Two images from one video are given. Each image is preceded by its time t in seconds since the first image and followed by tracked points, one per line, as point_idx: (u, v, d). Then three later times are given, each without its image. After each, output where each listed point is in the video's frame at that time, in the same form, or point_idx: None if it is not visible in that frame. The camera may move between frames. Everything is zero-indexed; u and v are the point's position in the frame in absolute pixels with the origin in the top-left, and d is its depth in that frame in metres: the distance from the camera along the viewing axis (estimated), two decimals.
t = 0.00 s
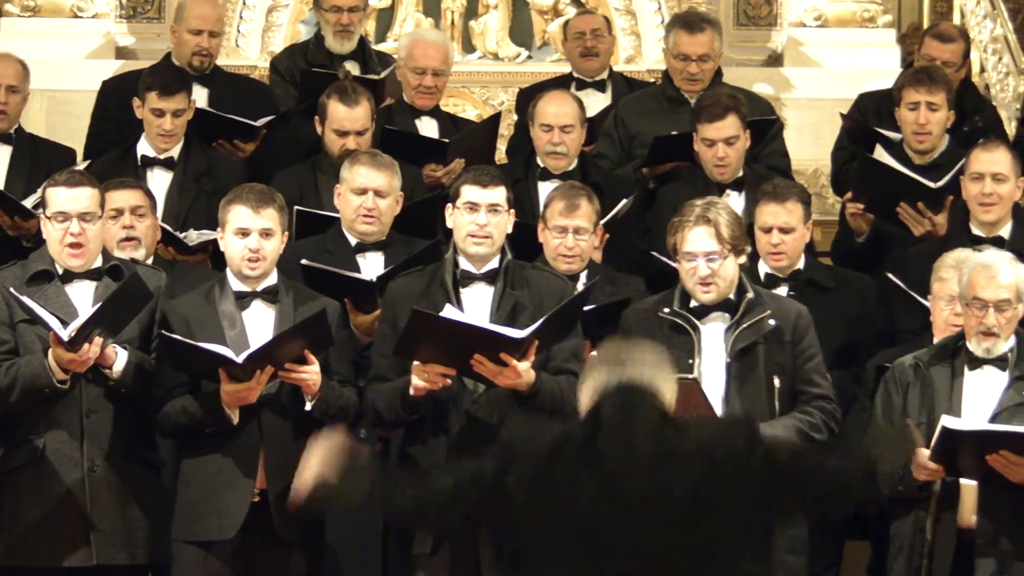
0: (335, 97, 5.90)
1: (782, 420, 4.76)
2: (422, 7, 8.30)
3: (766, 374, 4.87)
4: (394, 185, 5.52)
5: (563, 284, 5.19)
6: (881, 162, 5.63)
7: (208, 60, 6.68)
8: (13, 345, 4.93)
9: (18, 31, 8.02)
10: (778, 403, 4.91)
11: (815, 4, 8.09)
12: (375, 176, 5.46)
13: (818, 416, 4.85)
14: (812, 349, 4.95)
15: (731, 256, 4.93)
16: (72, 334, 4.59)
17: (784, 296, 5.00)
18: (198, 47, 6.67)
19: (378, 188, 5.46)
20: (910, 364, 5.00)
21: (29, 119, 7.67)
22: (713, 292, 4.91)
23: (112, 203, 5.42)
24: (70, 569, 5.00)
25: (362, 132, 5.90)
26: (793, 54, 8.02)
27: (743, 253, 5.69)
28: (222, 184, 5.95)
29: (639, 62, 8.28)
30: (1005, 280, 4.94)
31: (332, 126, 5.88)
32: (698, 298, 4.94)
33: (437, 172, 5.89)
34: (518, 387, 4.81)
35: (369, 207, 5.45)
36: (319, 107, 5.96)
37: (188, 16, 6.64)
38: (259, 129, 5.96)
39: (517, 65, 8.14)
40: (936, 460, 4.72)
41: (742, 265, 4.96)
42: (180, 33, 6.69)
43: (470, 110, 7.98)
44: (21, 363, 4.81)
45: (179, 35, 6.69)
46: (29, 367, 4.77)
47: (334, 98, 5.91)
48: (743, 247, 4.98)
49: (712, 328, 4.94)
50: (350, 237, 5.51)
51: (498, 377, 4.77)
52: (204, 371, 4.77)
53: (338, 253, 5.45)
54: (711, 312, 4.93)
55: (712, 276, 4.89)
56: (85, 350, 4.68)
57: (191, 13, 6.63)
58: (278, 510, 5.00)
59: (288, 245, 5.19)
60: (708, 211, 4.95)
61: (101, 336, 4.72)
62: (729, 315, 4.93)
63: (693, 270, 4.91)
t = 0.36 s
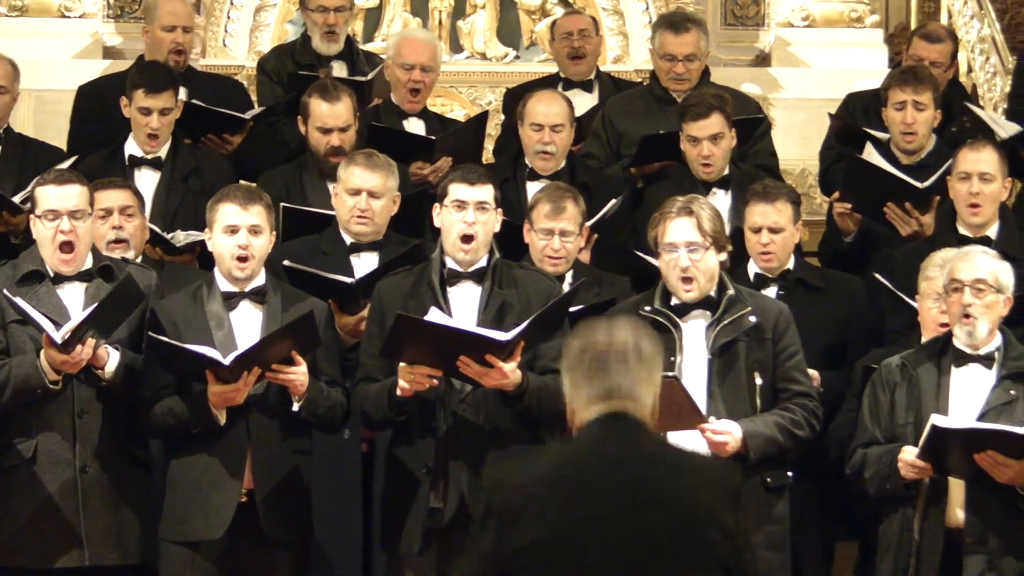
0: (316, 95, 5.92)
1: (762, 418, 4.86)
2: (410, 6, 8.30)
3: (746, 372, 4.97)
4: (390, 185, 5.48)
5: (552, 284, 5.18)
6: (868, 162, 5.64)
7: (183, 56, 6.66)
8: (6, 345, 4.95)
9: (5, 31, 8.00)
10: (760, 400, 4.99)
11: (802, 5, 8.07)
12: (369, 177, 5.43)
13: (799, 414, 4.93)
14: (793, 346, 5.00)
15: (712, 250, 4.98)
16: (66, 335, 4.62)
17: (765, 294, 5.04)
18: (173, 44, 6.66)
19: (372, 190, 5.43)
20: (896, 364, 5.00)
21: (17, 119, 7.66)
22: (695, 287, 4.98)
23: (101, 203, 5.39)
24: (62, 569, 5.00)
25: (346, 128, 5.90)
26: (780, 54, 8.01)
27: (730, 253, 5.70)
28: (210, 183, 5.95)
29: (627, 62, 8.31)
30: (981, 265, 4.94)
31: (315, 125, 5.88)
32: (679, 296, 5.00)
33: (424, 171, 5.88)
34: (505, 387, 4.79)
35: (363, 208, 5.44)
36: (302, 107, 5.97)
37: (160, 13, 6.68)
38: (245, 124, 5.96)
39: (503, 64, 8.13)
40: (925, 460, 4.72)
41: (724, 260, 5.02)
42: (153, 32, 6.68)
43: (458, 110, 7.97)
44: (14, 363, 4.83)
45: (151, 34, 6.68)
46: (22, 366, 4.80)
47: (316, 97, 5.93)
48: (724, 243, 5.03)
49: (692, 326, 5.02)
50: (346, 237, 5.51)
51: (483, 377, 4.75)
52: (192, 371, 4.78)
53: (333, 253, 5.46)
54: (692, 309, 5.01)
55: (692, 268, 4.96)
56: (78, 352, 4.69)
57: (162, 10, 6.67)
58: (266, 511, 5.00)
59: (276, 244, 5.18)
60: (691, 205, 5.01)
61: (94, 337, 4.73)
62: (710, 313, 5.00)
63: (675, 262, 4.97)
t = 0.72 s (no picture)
0: (298, 99, 5.92)
1: (748, 415, 4.86)
2: (399, 7, 8.30)
3: (731, 370, 4.97)
4: (383, 186, 5.49)
5: (541, 284, 5.18)
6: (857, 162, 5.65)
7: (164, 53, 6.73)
8: None
9: None
10: (745, 398, 4.99)
11: (791, 5, 8.08)
12: (362, 177, 5.44)
13: (784, 412, 4.92)
14: (779, 344, 5.01)
15: (697, 247, 5.00)
16: (57, 338, 4.61)
17: (750, 294, 5.05)
18: (153, 41, 6.73)
19: (366, 190, 5.45)
20: (881, 367, 5.01)
21: (5, 119, 7.68)
22: (679, 280, 4.99)
23: (91, 203, 5.40)
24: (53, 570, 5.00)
25: (330, 132, 5.92)
26: (770, 54, 8.02)
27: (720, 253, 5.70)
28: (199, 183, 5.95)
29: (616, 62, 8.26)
30: (964, 263, 4.95)
31: (300, 129, 5.89)
32: (664, 288, 5.01)
33: (411, 172, 5.84)
34: (495, 388, 4.78)
35: (356, 207, 5.44)
36: (285, 109, 5.97)
37: (138, 12, 6.75)
38: (234, 116, 5.98)
39: (492, 65, 8.14)
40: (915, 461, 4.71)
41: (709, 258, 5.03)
42: (132, 32, 6.75)
43: (447, 109, 8.05)
44: (7, 365, 4.83)
45: (131, 34, 6.75)
46: (14, 368, 4.80)
47: (299, 100, 5.92)
48: (710, 241, 5.04)
49: (677, 322, 5.03)
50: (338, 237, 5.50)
51: (473, 377, 4.73)
52: (180, 370, 4.77)
53: (325, 254, 5.46)
54: (677, 305, 5.02)
55: (678, 264, 4.97)
56: (70, 353, 4.69)
57: (141, 10, 6.75)
58: (256, 511, 4.99)
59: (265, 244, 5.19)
60: (676, 203, 5.01)
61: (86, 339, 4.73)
62: (694, 310, 5.02)
63: (659, 258, 4.98)
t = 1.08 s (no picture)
0: (280, 98, 5.92)
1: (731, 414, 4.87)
2: (384, 6, 8.30)
3: (716, 369, 4.97)
4: (364, 184, 5.49)
5: (528, 285, 5.17)
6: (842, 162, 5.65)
7: (147, 52, 6.73)
8: None
9: None
10: (728, 397, 5.00)
11: (777, 4, 8.07)
12: (343, 175, 5.44)
13: (767, 411, 4.93)
14: (762, 344, 5.02)
15: (682, 245, 5.02)
16: (46, 337, 4.61)
17: (734, 294, 5.06)
18: (136, 40, 6.73)
19: (347, 187, 5.44)
20: (861, 365, 5.01)
21: None
22: (666, 283, 5.00)
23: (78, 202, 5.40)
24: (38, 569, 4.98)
25: (312, 129, 5.90)
26: (756, 54, 8.01)
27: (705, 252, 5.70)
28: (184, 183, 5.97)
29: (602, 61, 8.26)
30: (945, 264, 4.96)
31: (280, 127, 5.88)
32: (648, 291, 5.01)
33: (396, 169, 5.85)
34: (481, 387, 4.79)
35: (338, 205, 5.43)
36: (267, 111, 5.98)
37: (121, 11, 6.76)
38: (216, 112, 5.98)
39: (478, 65, 8.14)
40: (900, 459, 4.69)
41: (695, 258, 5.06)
42: (115, 31, 6.75)
43: (433, 108, 8.04)
44: None
45: (114, 32, 6.75)
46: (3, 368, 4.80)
47: (280, 100, 5.92)
48: (695, 242, 5.08)
49: (662, 321, 5.03)
50: (319, 236, 5.49)
51: (459, 376, 4.74)
52: (166, 369, 4.76)
53: (304, 253, 5.43)
54: (661, 305, 5.02)
55: (663, 261, 4.99)
56: (59, 352, 4.68)
57: (123, 8, 6.75)
58: (242, 510, 4.98)
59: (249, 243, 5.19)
60: (662, 201, 5.05)
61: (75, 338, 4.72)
62: (679, 309, 5.02)
63: (645, 255, 5.00)
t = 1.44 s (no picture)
0: (260, 101, 5.92)
1: (714, 414, 4.87)
2: (367, 4, 8.30)
3: (700, 368, 4.98)
4: (340, 184, 5.48)
5: (511, 285, 5.17)
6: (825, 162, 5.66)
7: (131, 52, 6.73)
8: None
9: None
10: (712, 396, 5.00)
11: (760, 4, 8.10)
12: (319, 175, 5.44)
13: (751, 410, 4.93)
14: (746, 344, 5.02)
15: (667, 244, 5.00)
16: (29, 336, 4.61)
17: (717, 293, 5.05)
18: (121, 40, 6.73)
19: (323, 187, 5.44)
20: (841, 365, 5.01)
21: None
22: (649, 279, 4.98)
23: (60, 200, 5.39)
24: (20, 567, 4.97)
25: (293, 132, 5.91)
26: (739, 53, 8.02)
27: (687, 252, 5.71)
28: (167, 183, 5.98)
29: (585, 61, 8.26)
30: (925, 264, 4.97)
31: (262, 130, 5.88)
32: (632, 287, 5.00)
33: (380, 169, 5.88)
34: (464, 385, 4.75)
35: (314, 205, 5.44)
36: (247, 111, 5.97)
37: (106, 10, 6.75)
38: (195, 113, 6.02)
39: (461, 64, 8.15)
40: (880, 459, 4.69)
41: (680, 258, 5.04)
42: (99, 30, 6.75)
43: (416, 108, 8.04)
44: None
45: (98, 32, 6.75)
46: None
47: (259, 102, 5.93)
48: (680, 241, 5.05)
49: (645, 321, 5.03)
50: (296, 236, 5.50)
51: (442, 374, 4.71)
52: (148, 368, 4.76)
53: (281, 253, 5.45)
54: (644, 304, 5.01)
55: (647, 260, 4.97)
56: (41, 351, 4.68)
57: (108, 7, 6.75)
58: (224, 509, 4.97)
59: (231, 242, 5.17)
60: (647, 199, 5.03)
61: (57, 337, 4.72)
62: (662, 309, 5.01)
63: (629, 254, 4.98)
